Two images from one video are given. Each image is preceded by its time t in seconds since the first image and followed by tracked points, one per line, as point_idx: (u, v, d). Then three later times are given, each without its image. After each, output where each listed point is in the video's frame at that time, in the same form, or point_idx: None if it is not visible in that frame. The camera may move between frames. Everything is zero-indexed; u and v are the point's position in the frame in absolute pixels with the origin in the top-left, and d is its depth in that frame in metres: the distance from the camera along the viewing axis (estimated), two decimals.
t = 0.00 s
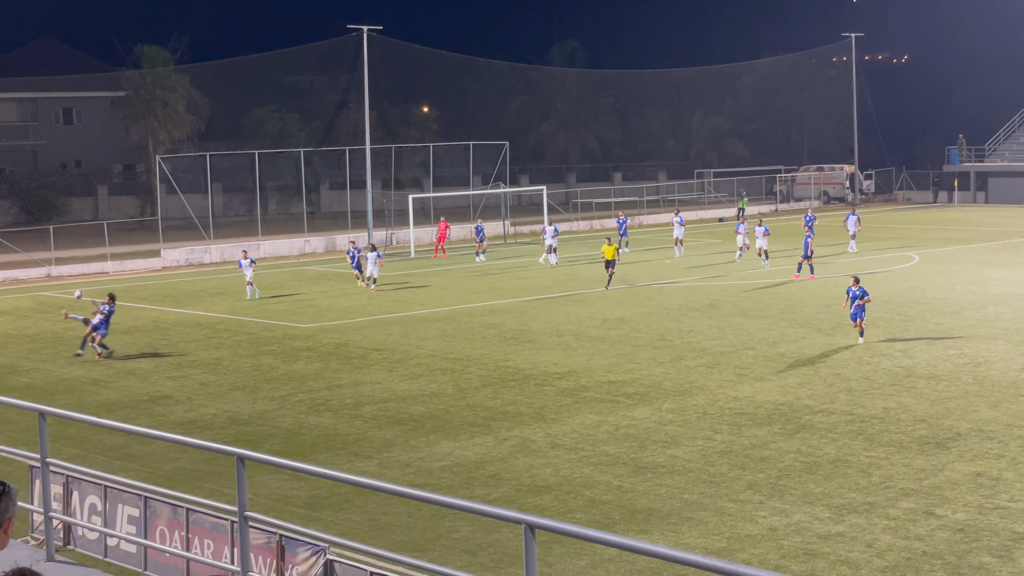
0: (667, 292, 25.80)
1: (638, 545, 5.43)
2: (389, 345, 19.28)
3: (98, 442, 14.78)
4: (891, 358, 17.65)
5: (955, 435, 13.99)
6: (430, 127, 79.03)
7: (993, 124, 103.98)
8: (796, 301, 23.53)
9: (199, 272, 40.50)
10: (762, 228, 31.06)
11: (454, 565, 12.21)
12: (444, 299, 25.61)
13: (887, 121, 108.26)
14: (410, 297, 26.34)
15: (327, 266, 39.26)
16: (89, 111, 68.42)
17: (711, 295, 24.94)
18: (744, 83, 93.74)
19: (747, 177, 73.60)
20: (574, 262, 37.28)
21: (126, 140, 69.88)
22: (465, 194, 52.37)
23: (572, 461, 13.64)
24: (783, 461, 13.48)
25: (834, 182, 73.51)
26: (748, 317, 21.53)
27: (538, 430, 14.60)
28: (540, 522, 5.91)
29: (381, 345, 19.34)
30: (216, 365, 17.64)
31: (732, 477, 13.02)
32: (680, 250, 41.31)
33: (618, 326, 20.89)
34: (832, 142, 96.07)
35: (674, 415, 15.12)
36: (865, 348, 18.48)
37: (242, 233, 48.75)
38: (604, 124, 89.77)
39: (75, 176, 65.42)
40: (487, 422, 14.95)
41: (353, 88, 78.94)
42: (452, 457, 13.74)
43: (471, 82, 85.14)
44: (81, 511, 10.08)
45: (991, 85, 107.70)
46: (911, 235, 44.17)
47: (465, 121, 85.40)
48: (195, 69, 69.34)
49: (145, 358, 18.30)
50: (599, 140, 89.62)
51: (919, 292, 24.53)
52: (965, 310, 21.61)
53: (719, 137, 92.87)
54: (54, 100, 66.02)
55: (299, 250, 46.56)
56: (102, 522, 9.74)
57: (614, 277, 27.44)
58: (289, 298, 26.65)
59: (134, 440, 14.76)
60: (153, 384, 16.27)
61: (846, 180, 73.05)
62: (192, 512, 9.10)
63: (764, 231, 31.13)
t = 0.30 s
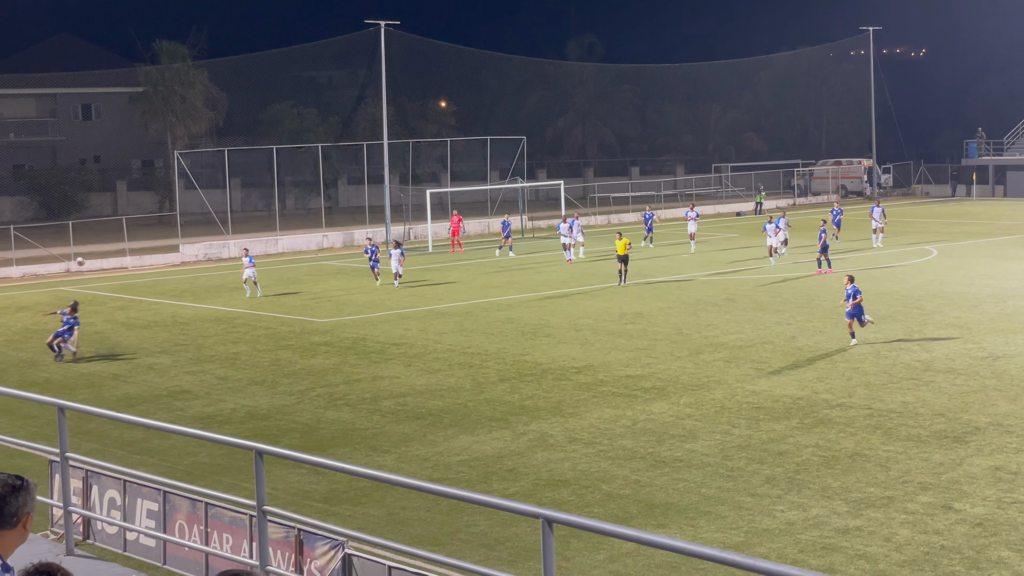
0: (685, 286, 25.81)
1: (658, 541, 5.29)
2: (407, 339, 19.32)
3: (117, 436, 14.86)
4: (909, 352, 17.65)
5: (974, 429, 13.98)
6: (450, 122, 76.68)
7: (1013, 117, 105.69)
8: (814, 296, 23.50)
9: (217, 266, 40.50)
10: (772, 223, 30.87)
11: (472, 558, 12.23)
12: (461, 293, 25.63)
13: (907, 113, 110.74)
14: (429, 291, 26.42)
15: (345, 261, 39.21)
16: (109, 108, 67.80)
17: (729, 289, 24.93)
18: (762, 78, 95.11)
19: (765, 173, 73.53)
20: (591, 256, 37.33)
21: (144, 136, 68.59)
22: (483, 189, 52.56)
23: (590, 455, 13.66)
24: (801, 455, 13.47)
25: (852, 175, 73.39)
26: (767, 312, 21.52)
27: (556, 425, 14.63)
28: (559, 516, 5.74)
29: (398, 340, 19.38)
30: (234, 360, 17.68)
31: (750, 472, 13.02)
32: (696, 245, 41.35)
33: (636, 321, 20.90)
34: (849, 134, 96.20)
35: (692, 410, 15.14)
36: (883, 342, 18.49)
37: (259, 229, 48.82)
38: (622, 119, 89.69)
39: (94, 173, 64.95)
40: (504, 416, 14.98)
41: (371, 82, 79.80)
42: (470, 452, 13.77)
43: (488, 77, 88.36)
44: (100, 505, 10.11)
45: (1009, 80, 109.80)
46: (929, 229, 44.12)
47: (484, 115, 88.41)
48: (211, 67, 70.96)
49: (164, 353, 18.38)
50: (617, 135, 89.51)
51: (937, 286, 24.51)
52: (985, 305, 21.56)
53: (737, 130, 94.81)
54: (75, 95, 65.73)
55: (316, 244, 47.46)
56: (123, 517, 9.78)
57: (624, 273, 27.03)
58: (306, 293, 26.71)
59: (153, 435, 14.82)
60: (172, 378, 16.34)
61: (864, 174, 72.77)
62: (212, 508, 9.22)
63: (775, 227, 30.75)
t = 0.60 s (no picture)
0: (699, 282, 25.83)
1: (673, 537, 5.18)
2: (422, 335, 19.37)
3: (133, 432, 14.91)
4: (925, 347, 17.65)
5: (990, 425, 13.97)
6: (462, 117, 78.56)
7: None
8: (829, 291, 23.51)
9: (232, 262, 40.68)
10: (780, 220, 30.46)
11: (487, 554, 12.15)
12: (475, 289, 25.65)
13: (923, 108, 111.89)
14: (443, 287, 26.46)
15: (361, 257, 39.22)
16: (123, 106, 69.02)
17: (744, 285, 24.94)
18: (778, 71, 96.42)
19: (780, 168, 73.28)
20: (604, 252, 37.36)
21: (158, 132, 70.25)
22: (499, 184, 52.67)
23: (605, 451, 13.65)
24: (816, 451, 13.46)
25: (868, 170, 72.67)
26: (782, 307, 21.53)
27: (571, 421, 14.64)
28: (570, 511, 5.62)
29: (414, 336, 19.42)
30: (250, 356, 17.72)
31: (765, 467, 13.01)
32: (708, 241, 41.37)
33: (651, 316, 20.91)
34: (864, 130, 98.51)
35: (707, 405, 15.16)
36: (899, 337, 18.50)
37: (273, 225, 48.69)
38: (637, 114, 90.42)
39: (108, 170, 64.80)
40: (520, 412, 15.00)
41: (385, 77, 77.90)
42: (486, 447, 13.77)
43: (505, 73, 87.60)
44: (115, 501, 9.80)
45: None
46: (942, 224, 44.04)
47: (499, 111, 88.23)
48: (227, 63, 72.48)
49: (180, 349, 18.42)
50: (632, 130, 90.25)
51: (953, 281, 24.48)
52: (1001, 300, 21.55)
53: (752, 126, 95.25)
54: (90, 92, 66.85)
55: (332, 241, 47.18)
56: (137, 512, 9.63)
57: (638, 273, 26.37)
58: (321, 289, 26.76)
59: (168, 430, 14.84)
60: (188, 374, 16.40)
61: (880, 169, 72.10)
62: (226, 502, 8.89)
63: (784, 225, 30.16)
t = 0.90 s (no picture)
0: (713, 278, 25.82)
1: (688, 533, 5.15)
2: (436, 332, 19.38)
3: (148, 428, 14.94)
4: (940, 344, 17.62)
5: (1005, 421, 13.95)
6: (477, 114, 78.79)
7: None
8: (843, 288, 23.48)
9: (247, 259, 40.72)
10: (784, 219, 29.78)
11: (501, 551, 12.11)
12: (489, 286, 25.65)
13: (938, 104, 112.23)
14: (456, 284, 26.48)
15: (376, 254, 39.14)
16: (137, 103, 69.09)
17: (757, 281, 24.93)
18: (792, 68, 96.38)
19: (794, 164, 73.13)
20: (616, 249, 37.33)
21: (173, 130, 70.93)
22: (511, 181, 52.70)
23: (619, 447, 13.65)
24: (831, 447, 13.45)
25: (882, 167, 72.56)
26: (796, 304, 21.51)
27: (585, 417, 14.66)
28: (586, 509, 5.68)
29: (428, 332, 19.47)
30: (264, 353, 17.75)
31: (780, 463, 12.99)
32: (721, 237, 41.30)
33: (665, 313, 20.89)
34: (879, 126, 98.68)
35: (721, 401, 15.18)
36: (913, 334, 18.48)
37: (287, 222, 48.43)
38: (652, 111, 90.71)
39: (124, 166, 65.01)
40: (534, 408, 15.02)
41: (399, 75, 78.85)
42: (500, 444, 13.77)
43: (517, 69, 87.05)
44: (130, 498, 9.84)
45: None
46: (955, 221, 43.95)
47: (512, 108, 87.69)
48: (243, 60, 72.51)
49: (195, 345, 18.48)
50: (646, 126, 90.38)
51: (967, 278, 24.46)
52: (1016, 296, 21.49)
53: (767, 123, 95.45)
54: (104, 88, 66.69)
55: (346, 238, 47.19)
56: (152, 508, 9.59)
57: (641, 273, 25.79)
58: (335, 286, 26.80)
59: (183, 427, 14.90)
60: (203, 371, 16.46)
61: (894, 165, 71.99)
62: (240, 498, 8.89)
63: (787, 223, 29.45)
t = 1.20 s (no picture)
0: (731, 275, 25.82)
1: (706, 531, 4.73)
2: (454, 328, 19.41)
3: (167, 425, 15.01)
4: (959, 341, 17.60)
5: None
6: (493, 110, 81.01)
7: None
8: (861, 284, 23.44)
9: (266, 256, 41.11)
10: (791, 215, 29.15)
11: (518, 547, 12.09)
12: (507, 282, 25.71)
13: (956, 100, 111.88)
14: (473, 279, 26.57)
15: (398, 250, 39.31)
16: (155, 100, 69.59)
17: (775, 278, 24.91)
18: (810, 65, 96.34)
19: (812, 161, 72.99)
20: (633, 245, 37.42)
21: (192, 126, 71.42)
22: (529, 178, 52.79)
23: (637, 444, 13.65)
24: (849, 444, 13.42)
25: (901, 163, 72.67)
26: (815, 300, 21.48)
27: (602, 414, 14.66)
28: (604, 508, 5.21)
29: (446, 329, 19.50)
30: (283, 349, 17.83)
31: (798, 461, 12.96)
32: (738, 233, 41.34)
33: (683, 309, 20.91)
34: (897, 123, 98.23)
35: (740, 398, 15.17)
36: (933, 330, 18.44)
37: (304, 217, 48.54)
38: (669, 108, 91.26)
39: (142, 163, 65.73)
40: (552, 406, 15.02)
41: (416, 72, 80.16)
42: (518, 441, 13.77)
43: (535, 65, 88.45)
44: (149, 494, 9.86)
45: None
46: (972, 217, 43.77)
47: (530, 104, 87.14)
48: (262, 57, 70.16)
49: (213, 342, 18.54)
50: (663, 123, 91.07)
51: (986, 275, 24.38)
52: None
53: (785, 119, 95.72)
54: (122, 87, 66.68)
55: (364, 234, 47.39)
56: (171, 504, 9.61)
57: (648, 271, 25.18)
58: (353, 282, 26.87)
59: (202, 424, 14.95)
60: (221, 367, 16.53)
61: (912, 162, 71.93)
62: (259, 495, 9.11)
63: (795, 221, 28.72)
